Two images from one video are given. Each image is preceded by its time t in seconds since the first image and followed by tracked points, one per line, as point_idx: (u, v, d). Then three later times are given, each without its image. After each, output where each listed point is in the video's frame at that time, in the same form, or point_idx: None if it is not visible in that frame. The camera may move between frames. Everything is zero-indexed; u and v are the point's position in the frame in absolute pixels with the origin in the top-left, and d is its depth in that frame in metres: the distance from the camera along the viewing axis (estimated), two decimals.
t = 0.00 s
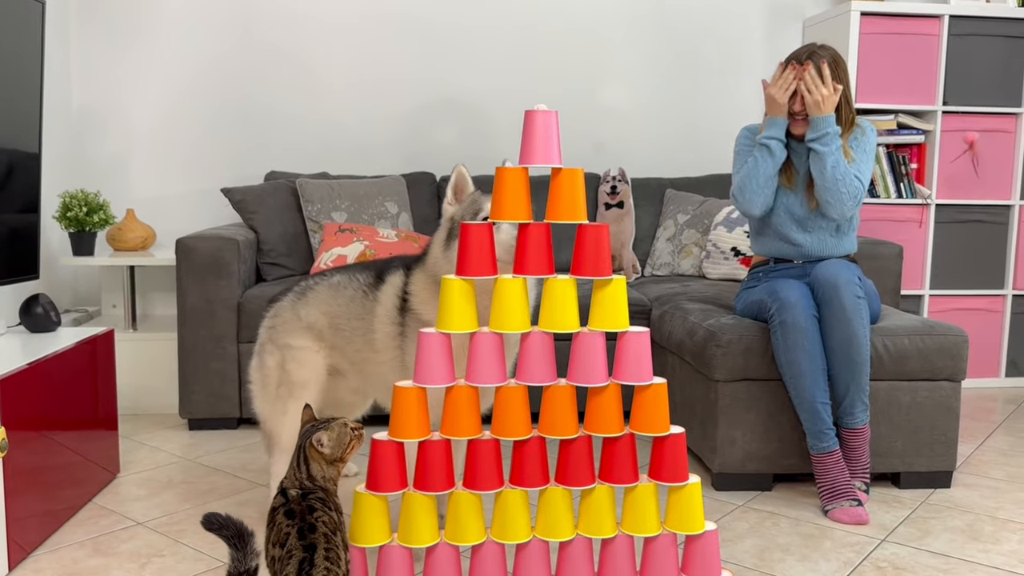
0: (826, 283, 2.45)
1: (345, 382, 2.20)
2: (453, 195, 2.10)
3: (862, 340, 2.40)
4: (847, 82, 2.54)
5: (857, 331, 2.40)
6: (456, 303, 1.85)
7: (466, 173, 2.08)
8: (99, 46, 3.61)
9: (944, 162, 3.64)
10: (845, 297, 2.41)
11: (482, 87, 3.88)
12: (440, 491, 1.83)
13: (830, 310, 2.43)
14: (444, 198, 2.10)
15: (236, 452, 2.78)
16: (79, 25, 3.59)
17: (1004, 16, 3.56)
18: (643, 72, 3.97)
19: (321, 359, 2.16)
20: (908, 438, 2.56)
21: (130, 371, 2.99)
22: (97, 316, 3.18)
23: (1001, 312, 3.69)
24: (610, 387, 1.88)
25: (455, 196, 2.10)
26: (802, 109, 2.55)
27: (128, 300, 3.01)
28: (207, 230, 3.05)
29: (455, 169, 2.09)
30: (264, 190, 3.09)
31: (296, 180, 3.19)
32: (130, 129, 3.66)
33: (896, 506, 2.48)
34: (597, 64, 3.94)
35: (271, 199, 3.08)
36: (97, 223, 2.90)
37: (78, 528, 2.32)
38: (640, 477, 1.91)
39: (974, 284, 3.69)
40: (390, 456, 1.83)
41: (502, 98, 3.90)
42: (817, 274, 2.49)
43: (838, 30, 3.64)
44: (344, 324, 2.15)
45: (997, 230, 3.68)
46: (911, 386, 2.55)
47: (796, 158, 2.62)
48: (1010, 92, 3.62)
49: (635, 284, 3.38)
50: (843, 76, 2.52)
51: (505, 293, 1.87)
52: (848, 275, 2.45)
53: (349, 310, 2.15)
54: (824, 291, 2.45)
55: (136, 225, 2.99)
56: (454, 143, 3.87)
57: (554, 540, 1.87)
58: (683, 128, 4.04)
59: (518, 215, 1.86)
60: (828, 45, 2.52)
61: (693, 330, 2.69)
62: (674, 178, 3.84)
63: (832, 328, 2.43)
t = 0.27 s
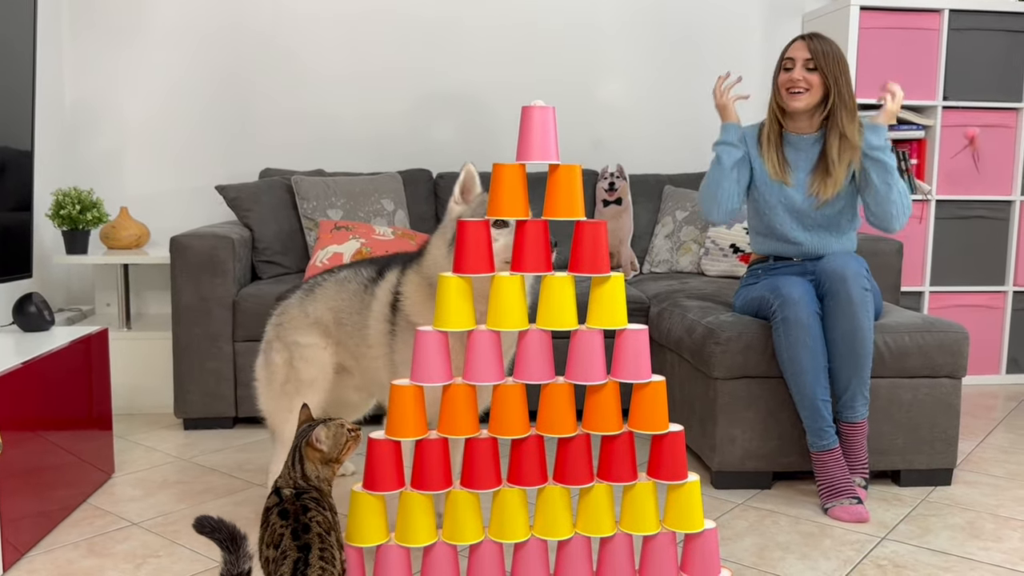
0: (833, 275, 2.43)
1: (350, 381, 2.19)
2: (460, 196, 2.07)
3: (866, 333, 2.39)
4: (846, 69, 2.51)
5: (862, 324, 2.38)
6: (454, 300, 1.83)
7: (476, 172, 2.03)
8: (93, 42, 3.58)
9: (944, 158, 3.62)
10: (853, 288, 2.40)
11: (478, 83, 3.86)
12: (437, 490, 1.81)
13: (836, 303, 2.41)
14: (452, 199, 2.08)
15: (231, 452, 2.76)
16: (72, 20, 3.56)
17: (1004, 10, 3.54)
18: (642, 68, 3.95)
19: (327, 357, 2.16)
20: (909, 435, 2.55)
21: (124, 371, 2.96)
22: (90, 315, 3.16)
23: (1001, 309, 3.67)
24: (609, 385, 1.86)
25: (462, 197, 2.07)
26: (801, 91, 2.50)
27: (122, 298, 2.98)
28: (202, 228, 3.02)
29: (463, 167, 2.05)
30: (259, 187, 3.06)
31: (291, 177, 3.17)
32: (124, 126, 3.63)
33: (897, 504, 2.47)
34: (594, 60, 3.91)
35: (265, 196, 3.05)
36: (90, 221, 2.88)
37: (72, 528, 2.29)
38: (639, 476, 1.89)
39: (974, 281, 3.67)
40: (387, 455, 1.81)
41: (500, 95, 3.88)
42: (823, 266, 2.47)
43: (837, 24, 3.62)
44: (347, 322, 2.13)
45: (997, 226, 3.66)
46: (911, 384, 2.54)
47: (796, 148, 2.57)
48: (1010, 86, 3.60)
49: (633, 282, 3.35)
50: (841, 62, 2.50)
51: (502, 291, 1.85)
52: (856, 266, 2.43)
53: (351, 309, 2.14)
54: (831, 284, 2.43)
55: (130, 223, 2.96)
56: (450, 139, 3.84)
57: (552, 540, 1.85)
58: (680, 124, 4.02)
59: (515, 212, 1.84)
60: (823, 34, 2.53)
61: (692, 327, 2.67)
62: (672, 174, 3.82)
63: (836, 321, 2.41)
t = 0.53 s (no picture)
0: (831, 274, 2.39)
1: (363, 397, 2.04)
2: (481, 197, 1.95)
3: (865, 333, 2.37)
4: (847, 72, 2.50)
5: (861, 324, 2.36)
6: (452, 303, 1.81)
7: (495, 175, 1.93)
8: (87, 41, 3.55)
9: (945, 155, 3.60)
10: (852, 289, 2.36)
11: (476, 82, 3.83)
12: (435, 494, 1.80)
13: (835, 302, 2.38)
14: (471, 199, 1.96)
15: (229, 454, 2.74)
16: (66, 18, 3.53)
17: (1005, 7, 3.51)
18: (641, 66, 3.93)
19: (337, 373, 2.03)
20: (910, 436, 2.53)
21: (120, 373, 2.94)
22: (86, 316, 3.13)
23: (1002, 308, 3.65)
24: (608, 388, 1.84)
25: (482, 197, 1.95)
26: (804, 97, 2.49)
27: (118, 300, 2.96)
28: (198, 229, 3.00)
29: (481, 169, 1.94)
30: (255, 188, 3.04)
31: (288, 177, 3.14)
32: (119, 125, 3.61)
33: (897, 505, 2.46)
34: (593, 59, 3.89)
35: (262, 197, 3.03)
36: (85, 222, 2.85)
37: (68, 532, 2.28)
38: (639, 479, 1.87)
39: (975, 279, 3.66)
40: (385, 458, 1.79)
41: (498, 93, 3.85)
42: (820, 266, 2.43)
43: (837, 21, 3.60)
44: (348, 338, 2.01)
45: (999, 224, 3.64)
46: (912, 384, 2.52)
47: (798, 155, 2.58)
48: (1012, 83, 3.57)
49: (632, 282, 3.34)
50: (841, 65, 2.49)
51: (501, 293, 1.83)
52: (855, 266, 2.38)
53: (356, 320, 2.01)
54: (829, 283, 2.39)
55: (126, 224, 2.94)
56: (448, 138, 3.82)
57: (552, 543, 1.84)
58: (679, 122, 3.99)
59: (513, 215, 1.83)
60: (823, 36, 2.51)
61: (692, 328, 2.66)
62: (672, 173, 3.80)
63: (835, 321, 2.39)
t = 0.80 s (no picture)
0: (828, 273, 2.37)
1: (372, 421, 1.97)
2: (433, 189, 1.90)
3: (864, 332, 2.35)
4: (850, 68, 2.48)
5: (859, 323, 2.35)
6: (448, 303, 1.80)
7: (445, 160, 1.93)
8: (80, 40, 3.52)
9: (945, 153, 3.59)
10: (850, 288, 2.35)
11: (474, 80, 3.81)
12: (431, 497, 1.78)
13: (833, 301, 2.36)
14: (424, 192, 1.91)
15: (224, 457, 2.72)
16: (59, 17, 3.50)
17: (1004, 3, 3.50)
18: (639, 64, 3.91)
19: (341, 409, 1.97)
20: (909, 436, 2.52)
21: (114, 375, 2.92)
22: (80, 318, 3.11)
23: (1002, 306, 3.64)
24: (605, 389, 1.83)
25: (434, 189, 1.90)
26: (804, 95, 2.48)
27: (112, 301, 2.94)
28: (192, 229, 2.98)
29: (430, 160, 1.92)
30: (250, 187, 3.02)
31: (282, 177, 3.12)
32: (113, 125, 3.58)
33: (897, 505, 2.44)
34: (590, 57, 3.87)
35: (257, 197, 3.01)
36: (79, 223, 2.83)
37: (62, 536, 2.26)
38: (636, 480, 1.86)
39: (976, 277, 3.64)
40: (381, 460, 1.77)
41: (495, 92, 3.83)
42: (817, 265, 2.41)
43: (836, 19, 3.58)
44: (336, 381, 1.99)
45: (999, 222, 3.62)
46: (911, 384, 2.51)
47: (799, 154, 2.56)
48: (1011, 80, 3.56)
49: (630, 281, 3.32)
50: (845, 61, 2.47)
51: (497, 294, 1.81)
52: (852, 265, 2.37)
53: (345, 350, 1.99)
54: (826, 282, 2.37)
55: (119, 225, 2.92)
56: (445, 137, 3.80)
57: (548, 545, 1.82)
58: (677, 121, 3.97)
59: (509, 215, 1.81)
60: (825, 32, 2.51)
61: (690, 328, 2.64)
62: (670, 172, 3.78)
63: (832, 320, 2.37)
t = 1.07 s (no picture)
0: (834, 274, 2.35)
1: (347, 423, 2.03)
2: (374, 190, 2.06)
3: (868, 334, 2.33)
4: (855, 64, 2.45)
5: (864, 324, 2.33)
6: (447, 304, 1.78)
7: (385, 160, 2.07)
8: (77, 41, 3.51)
9: (946, 152, 3.57)
10: (856, 290, 2.32)
11: (473, 79, 3.80)
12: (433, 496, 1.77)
13: (838, 303, 2.34)
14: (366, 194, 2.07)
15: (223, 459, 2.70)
16: (56, 18, 3.48)
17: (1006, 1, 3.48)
18: (639, 63, 3.89)
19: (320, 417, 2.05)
20: (911, 435, 2.50)
21: (111, 377, 2.90)
22: (77, 319, 3.09)
23: (1005, 305, 3.62)
24: (606, 388, 1.81)
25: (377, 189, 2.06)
26: (807, 91, 2.47)
27: (109, 303, 2.92)
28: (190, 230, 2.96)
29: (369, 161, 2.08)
30: (248, 188, 3.00)
31: (281, 177, 3.11)
32: (110, 126, 3.57)
33: (899, 505, 2.43)
34: (590, 56, 3.86)
35: (255, 197, 3.00)
36: (76, 224, 2.81)
37: (60, 539, 2.24)
38: (638, 480, 1.84)
39: (978, 277, 3.62)
40: (380, 461, 1.76)
41: (495, 92, 3.82)
42: (823, 265, 2.38)
43: (837, 17, 3.56)
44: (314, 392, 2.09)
45: (1002, 221, 3.61)
46: (914, 383, 2.49)
47: (803, 151, 2.54)
48: (1013, 78, 3.54)
49: (631, 281, 3.30)
50: (850, 57, 2.45)
51: (498, 294, 1.80)
52: (858, 266, 2.35)
53: (318, 363, 2.09)
54: (832, 284, 2.35)
55: (117, 226, 2.90)
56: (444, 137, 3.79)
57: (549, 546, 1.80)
58: (677, 120, 3.96)
59: (509, 214, 1.80)
60: (830, 27, 2.49)
61: (690, 328, 2.63)
62: (670, 171, 3.76)
63: (836, 322, 2.35)
